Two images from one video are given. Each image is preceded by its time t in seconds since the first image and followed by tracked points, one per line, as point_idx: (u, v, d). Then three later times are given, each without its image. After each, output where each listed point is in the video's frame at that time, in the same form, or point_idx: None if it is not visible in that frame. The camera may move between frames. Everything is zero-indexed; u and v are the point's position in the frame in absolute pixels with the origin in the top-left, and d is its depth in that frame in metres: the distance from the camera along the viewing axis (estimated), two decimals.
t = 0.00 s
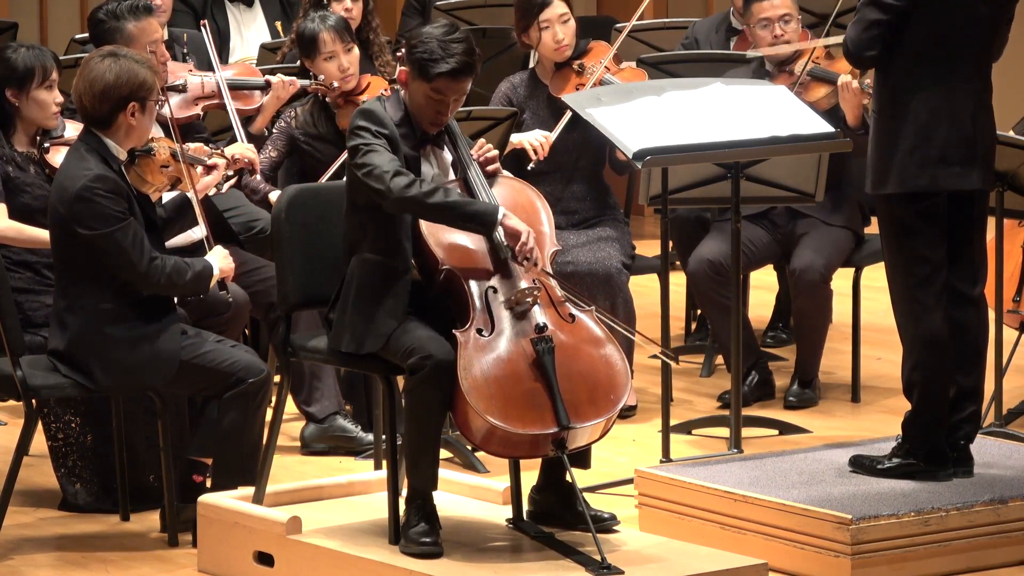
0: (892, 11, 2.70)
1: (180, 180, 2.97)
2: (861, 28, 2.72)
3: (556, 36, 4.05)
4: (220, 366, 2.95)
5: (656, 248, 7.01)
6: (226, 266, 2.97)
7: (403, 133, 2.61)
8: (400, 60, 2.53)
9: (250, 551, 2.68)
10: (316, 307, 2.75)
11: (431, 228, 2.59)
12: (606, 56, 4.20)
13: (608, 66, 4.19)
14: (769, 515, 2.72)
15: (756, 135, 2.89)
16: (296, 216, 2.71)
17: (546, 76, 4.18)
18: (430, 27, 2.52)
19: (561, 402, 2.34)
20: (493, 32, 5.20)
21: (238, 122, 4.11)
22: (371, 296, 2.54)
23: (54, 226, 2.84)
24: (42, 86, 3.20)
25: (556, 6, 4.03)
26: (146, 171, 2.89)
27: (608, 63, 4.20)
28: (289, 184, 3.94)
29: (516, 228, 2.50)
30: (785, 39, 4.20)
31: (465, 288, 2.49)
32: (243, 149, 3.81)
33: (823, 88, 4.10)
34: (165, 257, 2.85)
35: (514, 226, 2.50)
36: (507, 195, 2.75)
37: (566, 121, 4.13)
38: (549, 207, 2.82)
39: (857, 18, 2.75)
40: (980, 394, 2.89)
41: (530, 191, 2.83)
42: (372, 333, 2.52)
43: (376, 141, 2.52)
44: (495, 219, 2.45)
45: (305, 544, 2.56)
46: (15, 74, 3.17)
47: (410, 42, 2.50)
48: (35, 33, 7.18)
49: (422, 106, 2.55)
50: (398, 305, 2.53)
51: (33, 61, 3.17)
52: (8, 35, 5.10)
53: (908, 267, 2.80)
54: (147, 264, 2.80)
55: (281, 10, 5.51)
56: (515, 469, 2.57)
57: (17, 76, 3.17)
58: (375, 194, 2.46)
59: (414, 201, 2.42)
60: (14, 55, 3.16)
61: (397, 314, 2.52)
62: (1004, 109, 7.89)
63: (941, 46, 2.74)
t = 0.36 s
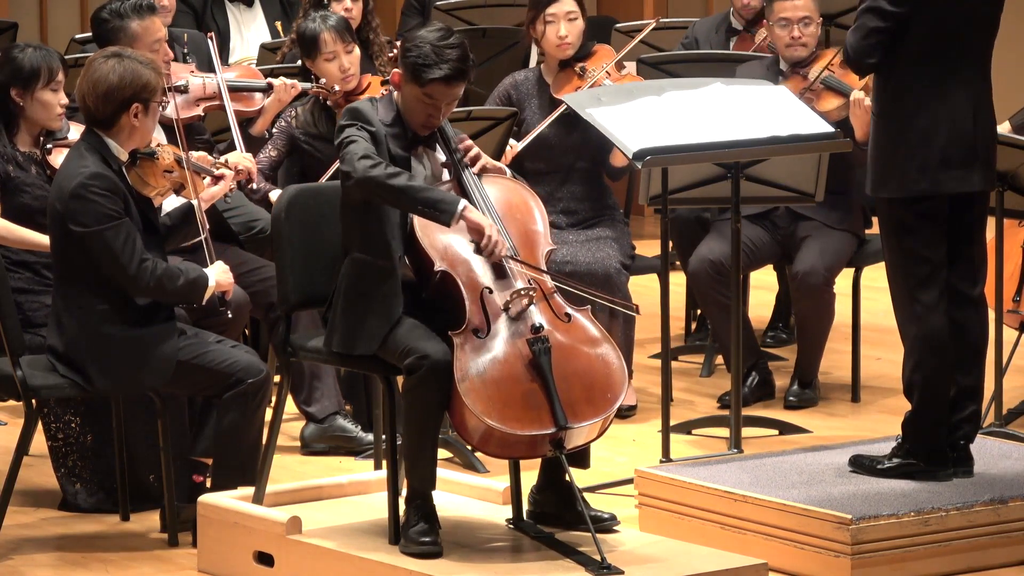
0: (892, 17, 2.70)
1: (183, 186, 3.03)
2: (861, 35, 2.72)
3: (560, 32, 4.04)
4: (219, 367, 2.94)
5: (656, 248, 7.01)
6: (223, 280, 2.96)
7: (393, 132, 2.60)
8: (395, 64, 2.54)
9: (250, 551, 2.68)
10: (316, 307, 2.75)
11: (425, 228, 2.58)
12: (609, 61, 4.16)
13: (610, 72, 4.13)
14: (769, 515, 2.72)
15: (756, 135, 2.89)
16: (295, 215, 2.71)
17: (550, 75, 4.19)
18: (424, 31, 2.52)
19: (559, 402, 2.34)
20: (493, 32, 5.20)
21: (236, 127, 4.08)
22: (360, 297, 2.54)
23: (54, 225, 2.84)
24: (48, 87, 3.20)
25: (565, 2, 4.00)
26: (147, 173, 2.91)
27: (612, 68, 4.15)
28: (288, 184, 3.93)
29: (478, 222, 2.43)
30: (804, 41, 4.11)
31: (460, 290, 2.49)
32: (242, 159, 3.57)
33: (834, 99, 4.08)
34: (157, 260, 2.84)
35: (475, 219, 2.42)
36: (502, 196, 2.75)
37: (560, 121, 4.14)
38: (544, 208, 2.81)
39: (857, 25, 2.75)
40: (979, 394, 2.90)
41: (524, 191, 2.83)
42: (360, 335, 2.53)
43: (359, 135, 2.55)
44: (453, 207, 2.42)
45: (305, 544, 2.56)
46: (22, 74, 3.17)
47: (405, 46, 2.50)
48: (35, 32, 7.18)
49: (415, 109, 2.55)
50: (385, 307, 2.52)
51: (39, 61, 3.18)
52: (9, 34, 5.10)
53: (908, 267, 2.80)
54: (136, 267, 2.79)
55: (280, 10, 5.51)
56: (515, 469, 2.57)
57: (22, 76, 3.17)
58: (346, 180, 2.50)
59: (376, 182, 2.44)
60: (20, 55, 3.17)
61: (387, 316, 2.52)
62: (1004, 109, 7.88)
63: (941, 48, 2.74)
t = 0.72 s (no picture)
0: (892, 21, 2.68)
1: (183, 182, 3.02)
2: (861, 40, 2.71)
3: (558, 26, 4.05)
4: (220, 367, 2.95)
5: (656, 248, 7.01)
6: (229, 262, 2.97)
7: (391, 132, 2.63)
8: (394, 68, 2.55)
9: (250, 551, 2.68)
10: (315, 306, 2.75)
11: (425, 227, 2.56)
12: (611, 60, 4.16)
13: (614, 71, 4.16)
14: (769, 515, 2.72)
15: (756, 135, 2.89)
16: (296, 214, 2.70)
17: (551, 74, 4.18)
18: (422, 34, 2.52)
19: (558, 402, 2.34)
20: (493, 32, 5.20)
21: (237, 125, 4.08)
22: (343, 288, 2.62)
23: (60, 225, 2.84)
24: (55, 90, 3.19)
25: None
26: (149, 172, 2.93)
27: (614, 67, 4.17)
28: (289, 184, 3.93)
29: (413, 193, 2.46)
30: (815, 43, 4.09)
31: (460, 289, 2.48)
32: (242, 152, 3.53)
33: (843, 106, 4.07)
34: (170, 255, 2.85)
35: (407, 190, 2.46)
36: (500, 196, 2.72)
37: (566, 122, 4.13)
38: (542, 206, 2.79)
39: (857, 29, 2.73)
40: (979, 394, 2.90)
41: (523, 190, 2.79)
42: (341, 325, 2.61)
43: (343, 126, 2.62)
44: (384, 176, 2.46)
45: (305, 544, 2.56)
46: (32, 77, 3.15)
47: (405, 50, 2.51)
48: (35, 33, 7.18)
49: (414, 111, 2.57)
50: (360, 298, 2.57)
51: (48, 63, 3.16)
52: (9, 34, 5.09)
53: (909, 267, 2.79)
54: (152, 263, 2.80)
55: (280, 10, 5.51)
56: (515, 469, 2.57)
57: (31, 77, 3.15)
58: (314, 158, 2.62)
59: (326, 153, 2.55)
60: (29, 57, 3.15)
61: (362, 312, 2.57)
62: (1005, 110, 7.88)
63: (941, 49, 2.73)
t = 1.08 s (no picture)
0: (891, 23, 2.68)
1: (182, 183, 2.97)
2: (860, 41, 2.71)
3: (556, 26, 4.05)
4: (220, 367, 2.95)
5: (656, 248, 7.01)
6: (228, 266, 2.97)
7: (396, 128, 2.61)
8: (398, 64, 2.55)
9: (250, 551, 2.68)
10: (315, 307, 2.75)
11: (431, 224, 2.55)
12: (614, 58, 4.18)
13: (616, 69, 4.16)
14: (770, 515, 2.72)
15: (757, 135, 2.89)
16: (296, 214, 2.70)
17: (551, 75, 4.18)
18: (425, 29, 2.53)
19: (561, 401, 2.34)
20: (493, 32, 5.20)
21: (237, 125, 4.11)
22: (342, 280, 2.63)
23: (60, 225, 2.84)
24: (56, 90, 3.19)
25: None
26: (149, 172, 2.92)
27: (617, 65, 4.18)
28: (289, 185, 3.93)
29: (416, 169, 2.44)
30: (820, 45, 4.10)
31: (465, 287, 2.47)
32: (245, 154, 3.59)
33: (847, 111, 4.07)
34: (170, 257, 2.85)
35: (412, 166, 2.44)
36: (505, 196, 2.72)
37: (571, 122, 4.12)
38: (547, 206, 2.79)
39: (855, 31, 2.73)
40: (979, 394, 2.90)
41: (528, 191, 2.80)
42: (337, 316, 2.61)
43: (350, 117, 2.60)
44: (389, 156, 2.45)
45: (305, 545, 2.56)
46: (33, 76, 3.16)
47: (406, 44, 2.51)
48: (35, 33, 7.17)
49: (421, 106, 2.57)
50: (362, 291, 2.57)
51: (48, 63, 3.17)
52: (9, 34, 5.09)
53: (909, 267, 2.79)
54: (152, 265, 2.80)
55: (280, 10, 5.51)
56: (515, 469, 2.57)
57: (31, 78, 3.16)
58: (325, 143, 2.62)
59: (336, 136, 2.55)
60: (30, 57, 3.16)
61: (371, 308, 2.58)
62: (1006, 111, 7.86)
63: (941, 49, 2.73)
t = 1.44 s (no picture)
0: (887, 28, 2.69)
1: (182, 183, 2.96)
2: (858, 48, 2.71)
3: (565, 32, 4.05)
4: (219, 367, 2.94)
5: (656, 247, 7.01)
6: (230, 279, 2.96)
7: (405, 128, 2.60)
8: (398, 57, 2.55)
9: (250, 551, 2.67)
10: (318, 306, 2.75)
11: (438, 225, 2.57)
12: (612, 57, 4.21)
13: (615, 67, 4.20)
14: (770, 515, 2.72)
15: (756, 135, 2.89)
16: (295, 215, 2.71)
17: (551, 76, 4.20)
18: (421, 21, 2.55)
19: (563, 401, 2.34)
20: (493, 32, 5.20)
21: (235, 127, 4.08)
22: (369, 290, 2.55)
23: (57, 224, 2.84)
24: (50, 88, 3.19)
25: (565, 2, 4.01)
26: (147, 171, 2.89)
27: (614, 64, 4.20)
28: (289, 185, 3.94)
29: (488, 207, 2.39)
30: (821, 47, 4.10)
31: (469, 285, 2.48)
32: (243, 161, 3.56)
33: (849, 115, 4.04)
34: (166, 256, 2.85)
35: (484, 204, 2.39)
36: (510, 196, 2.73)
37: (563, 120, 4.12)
38: (553, 207, 2.79)
39: (854, 36, 2.73)
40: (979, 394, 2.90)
41: (534, 191, 2.80)
42: (371, 328, 2.54)
43: (371, 127, 2.55)
44: (462, 190, 2.40)
45: (305, 545, 2.56)
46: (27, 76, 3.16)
47: (404, 36, 2.52)
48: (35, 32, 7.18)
49: (426, 98, 2.56)
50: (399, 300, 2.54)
51: (41, 62, 3.16)
52: (8, 34, 5.10)
53: (909, 267, 2.79)
54: (145, 263, 2.79)
55: (281, 10, 5.51)
56: (516, 469, 2.57)
57: (25, 77, 3.16)
58: (358, 168, 2.49)
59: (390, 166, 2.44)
60: (23, 56, 3.15)
61: (400, 311, 2.53)
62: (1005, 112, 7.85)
63: (941, 50, 2.73)
